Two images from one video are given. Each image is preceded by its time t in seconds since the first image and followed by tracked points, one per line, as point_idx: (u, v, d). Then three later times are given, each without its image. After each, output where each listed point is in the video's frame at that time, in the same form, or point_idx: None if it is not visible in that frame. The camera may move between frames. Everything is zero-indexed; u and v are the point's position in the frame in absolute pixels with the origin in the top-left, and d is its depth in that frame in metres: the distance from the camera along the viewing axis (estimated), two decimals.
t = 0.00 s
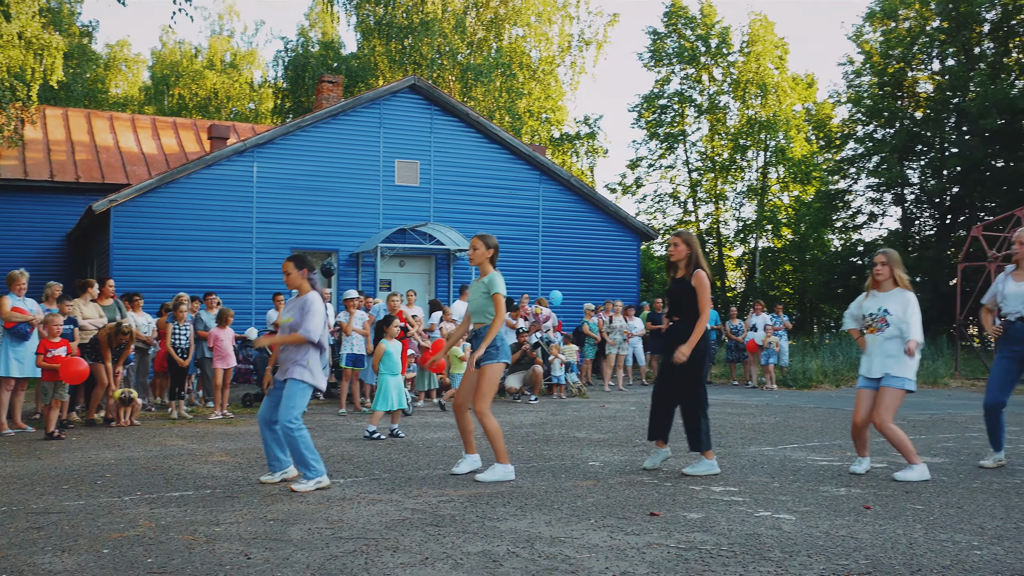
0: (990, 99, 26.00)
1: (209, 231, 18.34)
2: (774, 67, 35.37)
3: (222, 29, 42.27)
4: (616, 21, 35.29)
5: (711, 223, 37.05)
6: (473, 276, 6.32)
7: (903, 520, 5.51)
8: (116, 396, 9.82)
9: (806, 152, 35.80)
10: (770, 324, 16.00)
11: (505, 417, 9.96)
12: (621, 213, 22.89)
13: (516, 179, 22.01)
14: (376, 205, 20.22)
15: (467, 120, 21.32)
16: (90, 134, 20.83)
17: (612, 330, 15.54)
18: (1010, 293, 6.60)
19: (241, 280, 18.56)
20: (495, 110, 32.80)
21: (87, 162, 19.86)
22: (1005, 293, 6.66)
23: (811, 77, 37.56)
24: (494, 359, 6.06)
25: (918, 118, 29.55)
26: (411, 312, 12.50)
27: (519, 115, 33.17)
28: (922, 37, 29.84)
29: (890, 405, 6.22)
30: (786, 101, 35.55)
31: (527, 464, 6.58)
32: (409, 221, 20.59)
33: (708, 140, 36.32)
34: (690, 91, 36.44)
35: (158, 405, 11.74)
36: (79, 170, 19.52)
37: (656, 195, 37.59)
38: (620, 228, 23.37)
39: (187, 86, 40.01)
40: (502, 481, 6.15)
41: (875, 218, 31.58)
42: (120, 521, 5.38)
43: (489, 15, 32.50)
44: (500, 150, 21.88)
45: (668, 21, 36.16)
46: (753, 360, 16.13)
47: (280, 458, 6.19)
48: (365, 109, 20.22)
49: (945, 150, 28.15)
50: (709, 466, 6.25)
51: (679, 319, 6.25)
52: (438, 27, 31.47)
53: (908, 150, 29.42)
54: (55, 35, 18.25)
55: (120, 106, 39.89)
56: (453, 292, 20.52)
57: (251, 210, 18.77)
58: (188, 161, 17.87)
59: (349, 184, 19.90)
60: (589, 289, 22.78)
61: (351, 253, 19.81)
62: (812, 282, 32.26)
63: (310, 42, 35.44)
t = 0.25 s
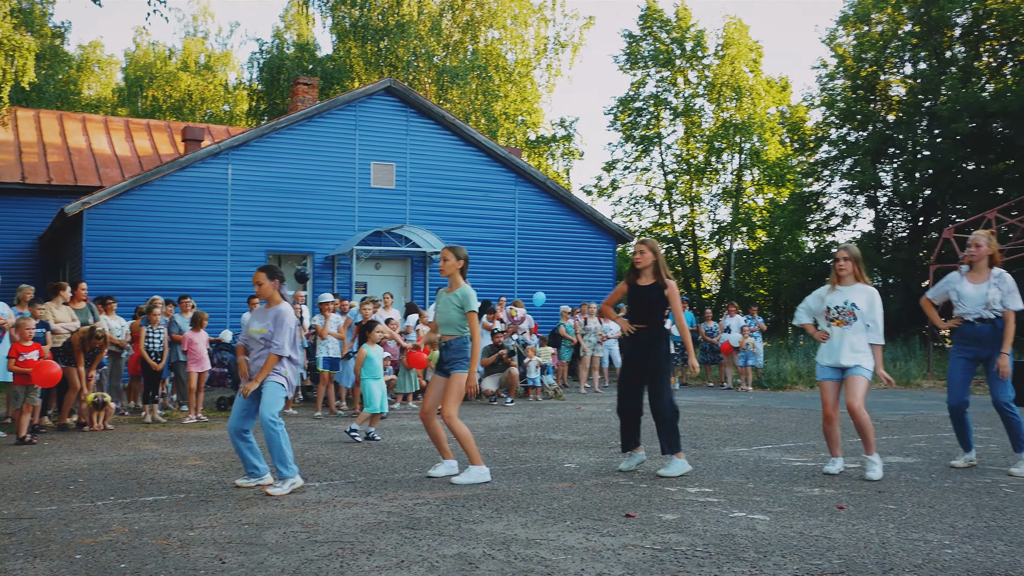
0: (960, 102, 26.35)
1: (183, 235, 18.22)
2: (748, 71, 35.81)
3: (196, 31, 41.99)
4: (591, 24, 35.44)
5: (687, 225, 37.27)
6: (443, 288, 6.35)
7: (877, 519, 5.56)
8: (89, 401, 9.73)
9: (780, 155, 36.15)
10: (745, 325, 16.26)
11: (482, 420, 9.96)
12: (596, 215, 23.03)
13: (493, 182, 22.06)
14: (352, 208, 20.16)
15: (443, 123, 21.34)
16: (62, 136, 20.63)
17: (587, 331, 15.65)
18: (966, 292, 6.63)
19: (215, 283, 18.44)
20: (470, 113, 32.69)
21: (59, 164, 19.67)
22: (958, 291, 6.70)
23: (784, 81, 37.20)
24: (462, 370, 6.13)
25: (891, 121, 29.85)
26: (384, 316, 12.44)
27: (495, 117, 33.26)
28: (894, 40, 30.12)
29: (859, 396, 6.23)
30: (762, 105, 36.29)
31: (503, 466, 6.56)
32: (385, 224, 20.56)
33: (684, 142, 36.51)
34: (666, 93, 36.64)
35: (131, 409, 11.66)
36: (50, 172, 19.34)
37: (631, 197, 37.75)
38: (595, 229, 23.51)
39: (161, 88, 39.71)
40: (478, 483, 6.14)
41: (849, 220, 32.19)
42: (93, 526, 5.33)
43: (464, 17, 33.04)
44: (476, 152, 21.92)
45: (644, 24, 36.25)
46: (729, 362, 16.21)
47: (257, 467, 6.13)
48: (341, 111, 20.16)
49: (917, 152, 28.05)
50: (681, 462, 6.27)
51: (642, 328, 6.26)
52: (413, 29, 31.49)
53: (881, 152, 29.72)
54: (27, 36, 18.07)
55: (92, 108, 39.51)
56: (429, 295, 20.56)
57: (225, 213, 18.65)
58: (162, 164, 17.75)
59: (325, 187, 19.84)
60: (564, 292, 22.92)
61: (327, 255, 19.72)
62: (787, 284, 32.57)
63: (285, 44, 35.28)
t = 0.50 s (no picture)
0: (927, 105, 26.66)
1: (153, 238, 18.09)
2: (719, 73, 35.92)
3: (166, 32, 41.67)
4: (563, 27, 35.52)
5: (659, 227, 37.54)
6: (410, 281, 6.34)
7: (846, 518, 5.61)
8: (57, 406, 9.66)
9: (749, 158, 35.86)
10: (715, 326, 16.37)
11: (455, 422, 9.95)
12: (569, 216, 23.16)
13: (466, 184, 22.08)
14: (324, 210, 20.08)
15: (415, 125, 21.35)
16: (29, 139, 20.41)
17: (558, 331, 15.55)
18: (927, 281, 6.69)
19: (185, 286, 18.31)
20: (442, 115, 32.66)
21: (26, 167, 19.44)
22: (916, 279, 6.76)
23: (756, 83, 38.03)
24: (433, 363, 6.11)
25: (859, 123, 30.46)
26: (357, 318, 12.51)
27: (467, 119, 33.12)
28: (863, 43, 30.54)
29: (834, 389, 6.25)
30: (731, 107, 36.22)
31: (476, 468, 6.54)
32: (357, 226, 20.49)
33: (655, 145, 36.91)
34: (637, 96, 36.82)
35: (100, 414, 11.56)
36: (18, 175, 19.11)
37: (604, 199, 37.98)
38: (568, 231, 23.63)
39: (130, 90, 39.34)
40: (448, 484, 6.10)
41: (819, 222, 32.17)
42: (61, 533, 5.28)
43: (436, 19, 32.66)
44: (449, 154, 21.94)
45: (616, 27, 36.52)
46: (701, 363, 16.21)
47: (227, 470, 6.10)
48: (312, 113, 20.11)
49: (886, 155, 28.60)
50: (643, 465, 6.23)
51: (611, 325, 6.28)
52: (385, 31, 31.40)
53: (850, 155, 30.43)
54: None
55: (60, 110, 39.07)
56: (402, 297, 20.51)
57: (195, 216, 18.55)
58: (130, 166, 17.61)
59: (297, 189, 19.79)
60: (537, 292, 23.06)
61: (298, 258, 19.60)
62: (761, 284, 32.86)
63: (255, 46, 35.07)
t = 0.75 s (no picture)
0: (893, 107, 27.44)
1: (123, 240, 17.95)
2: (689, 76, 36.49)
3: (133, 34, 41.38)
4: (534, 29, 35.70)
5: (629, 229, 37.78)
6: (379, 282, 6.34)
7: (815, 517, 5.66)
8: (24, 411, 9.56)
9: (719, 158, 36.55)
10: (684, 328, 16.44)
11: (427, 425, 9.94)
12: (540, 218, 23.44)
13: (436, 186, 22.26)
14: (295, 212, 20.08)
15: (386, 127, 21.51)
16: None
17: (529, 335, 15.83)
18: (894, 282, 6.75)
19: (155, 290, 18.19)
20: (413, 117, 32.70)
21: None
22: (885, 281, 6.80)
23: (725, 85, 38.19)
24: (404, 364, 6.09)
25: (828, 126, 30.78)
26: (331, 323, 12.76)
27: (439, 121, 33.29)
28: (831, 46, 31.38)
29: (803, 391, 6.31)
30: (702, 108, 36.90)
31: (447, 471, 6.52)
32: (329, 228, 20.50)
33: (626, 147, 37.04)
34: (608, 98, 37.02)
35: (68, 419, 11.47)
36: None
37: (575, 201, 38.10)
38: (538, 233, 23.92)
39: (97, 92, 39.03)
40: (418, 486, 6.12)
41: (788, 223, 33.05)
42: (26, 539, 5.23)
43: (407, 21, 33.10)
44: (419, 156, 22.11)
45: (586, 29, 36.62)
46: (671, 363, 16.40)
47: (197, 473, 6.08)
48: (282, 114, 20.12)
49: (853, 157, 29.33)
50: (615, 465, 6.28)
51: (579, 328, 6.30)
52: (355, 33, 31.53)
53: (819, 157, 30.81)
54: None
55: (27, 112, 38.66)
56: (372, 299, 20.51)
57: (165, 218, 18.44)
58: (98, 168, 17.45)
59: (269, 192, 19.77)
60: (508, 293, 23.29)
61: (269, 260, 19.53)
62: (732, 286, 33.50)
63: (225, 48, 34.98)
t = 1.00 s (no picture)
0: (860, 110, 28.07)
1: (89, 243, 17.79)
2: (658, 78, 36.81)
3: (99, 34, 41.02)
4: (503, 31, 35.73)
5: (599, 230, 38.01)
6: (346, 284, 6.33)
7: (780, 516, 5.70)
8: None
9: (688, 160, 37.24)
10: (652, 329, 16.55)
11: (397, 427, 9.94)
12: (509, 220, 23.64)
13: (405, 188, 22.39)
14: (263, 214, 20.06)
15: (354, 128, 21.56)
16: None
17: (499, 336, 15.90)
18: (860, 282, 6.82)
19: (121, 293, 18.07)
20: (382, 118, 32.87)
21: None
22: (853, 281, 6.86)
23: (694, 87, 38.76)
24: (370, 366, 6.10)
25: (795, 127, 31.80)
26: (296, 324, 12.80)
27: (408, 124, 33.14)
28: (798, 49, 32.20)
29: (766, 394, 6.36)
30: (671, 111, 37.21)
31: (415, 473, 6.50)
32: (297, 230, 20.52)
33: (596, 148, 37.20)
34: (577, 100, 37.27)
35: (32, 423, 11.37)
36: None
37: (545, 203, 38.30)
38: (507, 234, 24.11)
39: (62, 93, 38.64)
40: (388, 486, 6.05)
41: (756, 224, 33.98)
42: None
43: (376, 23, 32.65)
44: (388, 158, 22.22)
45: (555, 31, 36.83)
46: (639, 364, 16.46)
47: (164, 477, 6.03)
48: (250, 115, 20.08)
49: (820, 159, 30.10)
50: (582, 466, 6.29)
51: (547, 329, 6.32)
52: (324, 34, 31.56)
53: (786, 159, 31.65)
54: None
55: None
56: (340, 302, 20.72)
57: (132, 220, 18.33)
58: (64, 169, 17.30)
59: (238, 194, 19.72)
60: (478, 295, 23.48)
61: (237, 263, 19.48)
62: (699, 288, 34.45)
63: (192, 48, 34.78)
